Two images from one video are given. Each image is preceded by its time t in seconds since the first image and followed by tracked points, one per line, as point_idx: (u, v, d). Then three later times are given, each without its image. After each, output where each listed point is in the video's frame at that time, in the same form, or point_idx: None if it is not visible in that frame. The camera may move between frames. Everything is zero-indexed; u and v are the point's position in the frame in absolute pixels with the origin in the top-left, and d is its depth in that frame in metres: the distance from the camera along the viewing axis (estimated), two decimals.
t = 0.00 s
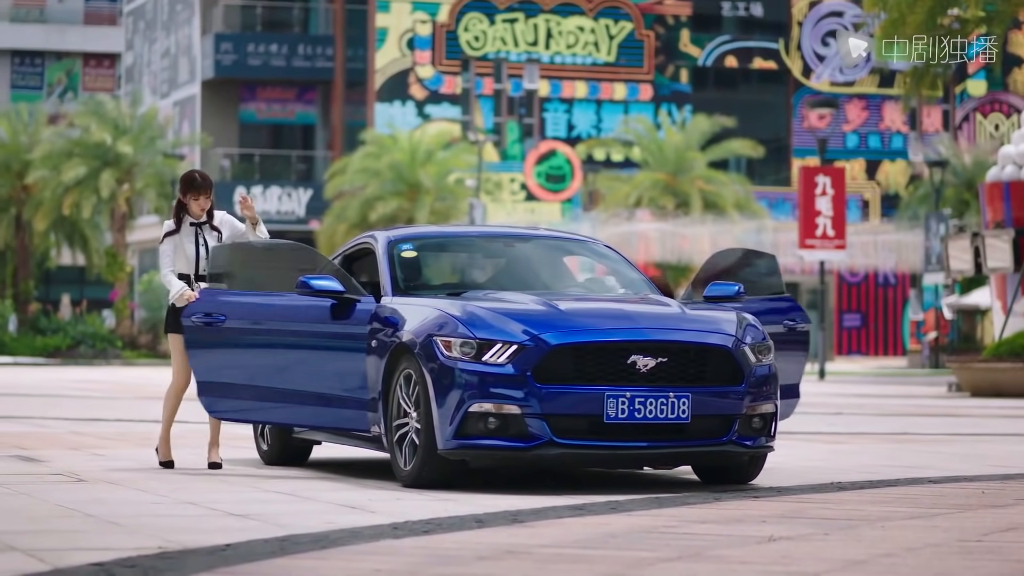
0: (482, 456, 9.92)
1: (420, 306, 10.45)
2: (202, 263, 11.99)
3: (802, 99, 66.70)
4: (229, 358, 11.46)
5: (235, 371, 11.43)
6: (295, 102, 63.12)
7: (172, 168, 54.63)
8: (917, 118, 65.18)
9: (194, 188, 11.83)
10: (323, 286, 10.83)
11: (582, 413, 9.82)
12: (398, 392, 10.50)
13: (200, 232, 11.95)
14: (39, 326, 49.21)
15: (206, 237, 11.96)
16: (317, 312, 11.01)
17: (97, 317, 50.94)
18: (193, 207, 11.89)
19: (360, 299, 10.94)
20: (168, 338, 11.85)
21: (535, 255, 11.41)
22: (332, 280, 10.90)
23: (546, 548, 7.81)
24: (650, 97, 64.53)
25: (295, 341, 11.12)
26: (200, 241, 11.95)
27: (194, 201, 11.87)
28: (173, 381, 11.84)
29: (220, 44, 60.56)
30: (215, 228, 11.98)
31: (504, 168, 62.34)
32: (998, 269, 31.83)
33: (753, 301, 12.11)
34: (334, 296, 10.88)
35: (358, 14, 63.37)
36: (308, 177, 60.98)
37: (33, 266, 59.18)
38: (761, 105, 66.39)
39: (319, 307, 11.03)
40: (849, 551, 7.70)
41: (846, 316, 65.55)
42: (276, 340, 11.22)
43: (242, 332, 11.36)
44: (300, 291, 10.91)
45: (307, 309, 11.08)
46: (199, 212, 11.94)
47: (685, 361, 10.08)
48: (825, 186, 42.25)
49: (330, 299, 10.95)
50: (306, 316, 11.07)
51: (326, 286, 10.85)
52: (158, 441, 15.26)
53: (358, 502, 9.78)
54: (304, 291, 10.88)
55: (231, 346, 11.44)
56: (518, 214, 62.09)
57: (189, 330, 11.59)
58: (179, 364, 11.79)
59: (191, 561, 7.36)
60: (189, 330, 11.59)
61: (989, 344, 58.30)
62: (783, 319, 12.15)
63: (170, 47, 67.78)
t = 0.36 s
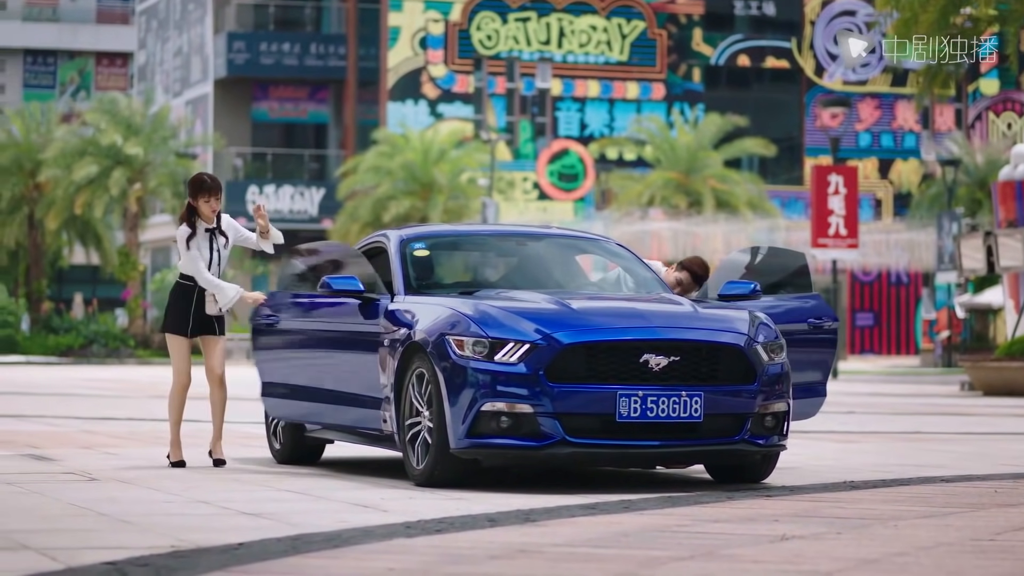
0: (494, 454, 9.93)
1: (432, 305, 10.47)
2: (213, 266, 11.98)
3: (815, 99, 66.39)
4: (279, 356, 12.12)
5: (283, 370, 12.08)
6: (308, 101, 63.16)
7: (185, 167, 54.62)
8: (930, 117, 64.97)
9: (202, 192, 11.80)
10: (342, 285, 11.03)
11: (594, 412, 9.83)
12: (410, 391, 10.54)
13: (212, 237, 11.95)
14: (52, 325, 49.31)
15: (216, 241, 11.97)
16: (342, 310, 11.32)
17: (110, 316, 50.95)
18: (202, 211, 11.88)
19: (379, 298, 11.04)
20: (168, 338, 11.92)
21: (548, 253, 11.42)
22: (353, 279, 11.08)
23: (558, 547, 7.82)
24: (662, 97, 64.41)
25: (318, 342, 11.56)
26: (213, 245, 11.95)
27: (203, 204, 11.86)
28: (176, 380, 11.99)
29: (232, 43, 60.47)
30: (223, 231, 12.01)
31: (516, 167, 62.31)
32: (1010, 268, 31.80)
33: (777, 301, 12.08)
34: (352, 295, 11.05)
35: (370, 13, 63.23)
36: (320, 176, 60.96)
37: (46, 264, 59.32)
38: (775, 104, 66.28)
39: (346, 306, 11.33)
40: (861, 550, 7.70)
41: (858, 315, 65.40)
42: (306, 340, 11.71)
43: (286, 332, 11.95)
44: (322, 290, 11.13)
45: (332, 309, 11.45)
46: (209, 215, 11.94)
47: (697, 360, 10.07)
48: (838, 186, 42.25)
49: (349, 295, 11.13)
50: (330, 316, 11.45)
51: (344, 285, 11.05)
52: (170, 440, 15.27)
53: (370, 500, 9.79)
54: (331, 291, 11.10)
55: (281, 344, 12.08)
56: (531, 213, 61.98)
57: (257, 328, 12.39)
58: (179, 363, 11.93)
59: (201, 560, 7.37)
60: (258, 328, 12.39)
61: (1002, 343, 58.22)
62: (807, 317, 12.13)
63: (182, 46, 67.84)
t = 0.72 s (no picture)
0: (504, 454, 9.94)
1: (443, 305, 10.48)
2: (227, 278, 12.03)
3: (825, 99, 66.32)
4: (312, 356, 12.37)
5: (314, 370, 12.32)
6: (318, 101, 63.13)
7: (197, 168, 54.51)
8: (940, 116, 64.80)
9: (217, 203, 11.91)
10: (363, 284, 11.08)
11: (605, 412, 9.85)
12: (421, 391, 10.55)
13: (226, 251, 12.02)
14: (62, 325, 49.25)
15: (229, 255, 12.03)
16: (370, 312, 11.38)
17: (121, 316, 50.81)
18: (217, 223, 11.96)
19: (396, 298, 11.08)
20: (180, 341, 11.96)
21: (558, 252, 11.44)
22: (374, 279, 11.14)
23: (570, 547, 7.83)
24: (673, 96, 64.26)
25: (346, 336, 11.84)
26: (226, 258, 12.02)
27: (218, 216, 11.96)
28: (192, 380, 12.02)
29: (242, 43, 60.55)
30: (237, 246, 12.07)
31: (526, 167, 62.30)
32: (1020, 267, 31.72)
33: (787, 302, 12.08)
34: (373, 294, 11.11)
35: (381, 13, 63.16)
36: (331, 176, 60.89)
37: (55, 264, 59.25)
38: (785, 104, 66.11)
39: (374, 307, 11.40)
40: (872, 550, 7.70)
41: (869, 315, 65.19)
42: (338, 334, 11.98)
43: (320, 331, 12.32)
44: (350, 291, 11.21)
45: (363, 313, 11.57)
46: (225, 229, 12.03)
47: (708, 359, 10.08)
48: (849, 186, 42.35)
49: (370, 295, 11.18)
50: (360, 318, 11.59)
51: (365, 285, 11.10)
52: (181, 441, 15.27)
53: (381, 500, 9.80)
54: (354, 292, 11.17)
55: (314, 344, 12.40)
56: (541, 213, 61.78)
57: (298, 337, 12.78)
58: (195, 362, 11.96)
59: (212, 560, 7.38)
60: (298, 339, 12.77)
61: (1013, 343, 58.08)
62: (818, 317, 12.11)
63: (193, 46, 67.78)
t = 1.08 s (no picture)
0: (524, 453, 9.95)
1: (462, 305, 10.50)
2: (235, 272, 12.09)
3: (845, 98, 66.08)
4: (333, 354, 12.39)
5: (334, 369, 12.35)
6: (337, 100, 63.14)
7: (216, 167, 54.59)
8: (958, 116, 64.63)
9: (228, 192, 12.05)
10: (383, 283, 11.11)
11: (624, 411, 9.86)
12: (440, 391, 10.57)
13: (235, 243, 12.13)
14: (81, 324, 49.47)
15: (241, 248, 12.14)
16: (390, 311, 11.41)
17: (140, 314, 50.89)
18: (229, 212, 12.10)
19: (416, 297, 11.11)
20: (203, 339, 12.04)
21: (578, 251, 11.45)
22: (394, 279, 11.16)
23: (589, 547, 7.84)
24: (692, 96, 64.15)
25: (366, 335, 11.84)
26: (235, 251, 12.12)
27: (231, 206, 12.08)
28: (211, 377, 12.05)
29: (262, 43, 60.75)
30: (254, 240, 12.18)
31: (546, 166, 62.22)
32: None
33: (809, 301, 12.07)
34: (392, 294, 11.14)
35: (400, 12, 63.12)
36: (350, 176, 60.88)
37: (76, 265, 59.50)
38: (805, 103, 65.92)
39: (394, 306, 11.42)
40: (891, 550, 7.69)
41: (888, 315, 65.05)
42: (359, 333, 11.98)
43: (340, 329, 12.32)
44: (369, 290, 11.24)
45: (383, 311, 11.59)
46: (240, 220, 12.16)
47: (727, 359, 10.08)
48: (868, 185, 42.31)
49: (390, 295, 11.21)
50: (381, 317, 11.61)
51: (385, 284, 11.13)
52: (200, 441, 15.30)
53: (400, 500, 9.81)
54: (374, 291, 11.19)
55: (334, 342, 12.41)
56: (560, 212, 61.67)
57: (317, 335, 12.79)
58: (212, 362, 11.97)
59: (232, 560, 7.40)
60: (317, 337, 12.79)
61: None
62: (839, 317, 12.09)
63: (213, 46, 67.85)
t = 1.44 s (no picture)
0: (542, 452, 9.97)
1: (482, 303, 10.51)
2: (231, 267, 11.98)
3: (864, 96, 65.93)
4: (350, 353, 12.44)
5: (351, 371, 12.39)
6: (357, 98, 63.23)
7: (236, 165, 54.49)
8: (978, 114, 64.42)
9: (218, 185, 11.92)
10: (401, 282, 11.14)
11: (642, 408, 9.87)
12: (459, 389, 10.58)
13: (230, 238, 12.04)
14: (101, 322, 49.52)
15: (235, 241, 12.03)
16: (409, 309, 11.44)
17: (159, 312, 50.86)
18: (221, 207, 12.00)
19: (435, 295, 11.14)
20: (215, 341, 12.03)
21: (596, 249, 11.46)
22: (412, 278, 11.18)
23: (608, 544, 7.85)
24: (712, 94, 64.06)
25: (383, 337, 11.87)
26: (231, 245, 12.02)
27: (222, 198, 11.97)
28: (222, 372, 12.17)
29: (281, 40, 60.90)
30: (246, 235, 12.03)
31: (565, 164, 62.00)
32: None
33: (829, 299, 12.02)
34: (411, 292, 11.17)
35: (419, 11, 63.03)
36: (370, 174, 60.81)
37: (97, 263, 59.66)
38: (824, 101, 65.73)
39: (413, 304, 11.43)
40: (912, 547, 7.69)
41: (908, 313, 64.82)
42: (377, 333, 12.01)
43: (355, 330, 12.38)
44: (386, 288, 11.27)
45: (401, 310, 11.61)
46: (234, 213, 12.05)
47: (745, 357, 10.08)
48: (887, 183, 42.15)
49: (408, 292, 11.24)
50: (399, 315, 11.62)
51: (402, 283, 11.15)
52: (221, 438, 15.34)
53: (418, 499, 9.83)
54: (392, 289, 11.23)
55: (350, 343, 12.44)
56: (579, 210, 61.39)
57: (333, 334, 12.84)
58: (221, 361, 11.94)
59: (251, 557, 7.44)
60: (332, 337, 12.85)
61: None
62: (859, 315, 12.05)
63: (232, 44, 67.92)
